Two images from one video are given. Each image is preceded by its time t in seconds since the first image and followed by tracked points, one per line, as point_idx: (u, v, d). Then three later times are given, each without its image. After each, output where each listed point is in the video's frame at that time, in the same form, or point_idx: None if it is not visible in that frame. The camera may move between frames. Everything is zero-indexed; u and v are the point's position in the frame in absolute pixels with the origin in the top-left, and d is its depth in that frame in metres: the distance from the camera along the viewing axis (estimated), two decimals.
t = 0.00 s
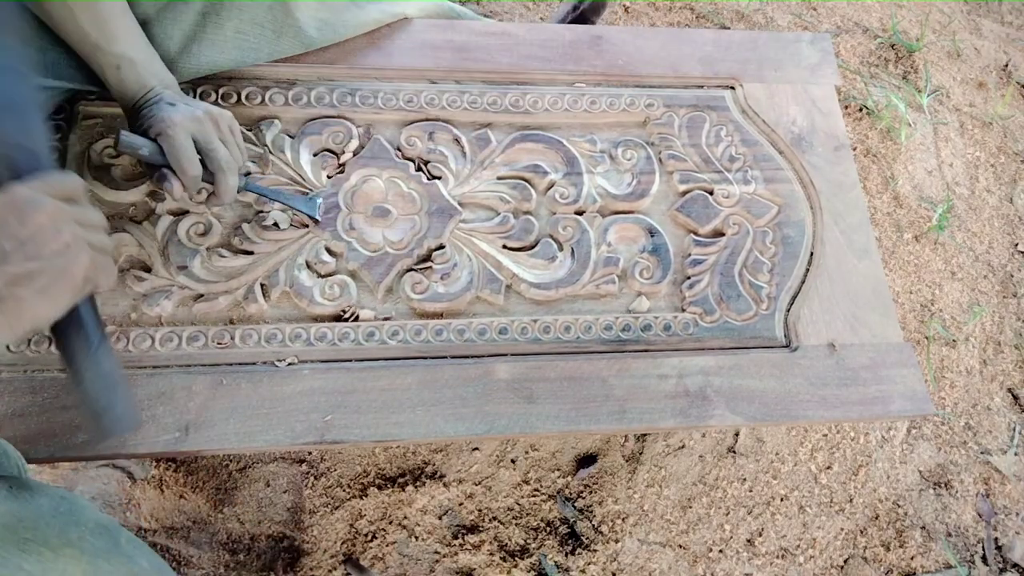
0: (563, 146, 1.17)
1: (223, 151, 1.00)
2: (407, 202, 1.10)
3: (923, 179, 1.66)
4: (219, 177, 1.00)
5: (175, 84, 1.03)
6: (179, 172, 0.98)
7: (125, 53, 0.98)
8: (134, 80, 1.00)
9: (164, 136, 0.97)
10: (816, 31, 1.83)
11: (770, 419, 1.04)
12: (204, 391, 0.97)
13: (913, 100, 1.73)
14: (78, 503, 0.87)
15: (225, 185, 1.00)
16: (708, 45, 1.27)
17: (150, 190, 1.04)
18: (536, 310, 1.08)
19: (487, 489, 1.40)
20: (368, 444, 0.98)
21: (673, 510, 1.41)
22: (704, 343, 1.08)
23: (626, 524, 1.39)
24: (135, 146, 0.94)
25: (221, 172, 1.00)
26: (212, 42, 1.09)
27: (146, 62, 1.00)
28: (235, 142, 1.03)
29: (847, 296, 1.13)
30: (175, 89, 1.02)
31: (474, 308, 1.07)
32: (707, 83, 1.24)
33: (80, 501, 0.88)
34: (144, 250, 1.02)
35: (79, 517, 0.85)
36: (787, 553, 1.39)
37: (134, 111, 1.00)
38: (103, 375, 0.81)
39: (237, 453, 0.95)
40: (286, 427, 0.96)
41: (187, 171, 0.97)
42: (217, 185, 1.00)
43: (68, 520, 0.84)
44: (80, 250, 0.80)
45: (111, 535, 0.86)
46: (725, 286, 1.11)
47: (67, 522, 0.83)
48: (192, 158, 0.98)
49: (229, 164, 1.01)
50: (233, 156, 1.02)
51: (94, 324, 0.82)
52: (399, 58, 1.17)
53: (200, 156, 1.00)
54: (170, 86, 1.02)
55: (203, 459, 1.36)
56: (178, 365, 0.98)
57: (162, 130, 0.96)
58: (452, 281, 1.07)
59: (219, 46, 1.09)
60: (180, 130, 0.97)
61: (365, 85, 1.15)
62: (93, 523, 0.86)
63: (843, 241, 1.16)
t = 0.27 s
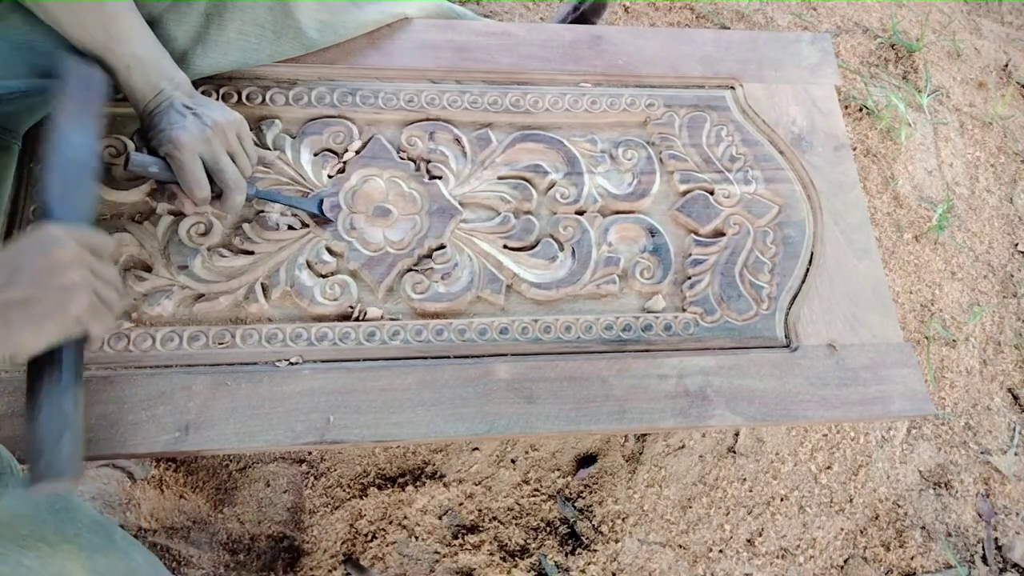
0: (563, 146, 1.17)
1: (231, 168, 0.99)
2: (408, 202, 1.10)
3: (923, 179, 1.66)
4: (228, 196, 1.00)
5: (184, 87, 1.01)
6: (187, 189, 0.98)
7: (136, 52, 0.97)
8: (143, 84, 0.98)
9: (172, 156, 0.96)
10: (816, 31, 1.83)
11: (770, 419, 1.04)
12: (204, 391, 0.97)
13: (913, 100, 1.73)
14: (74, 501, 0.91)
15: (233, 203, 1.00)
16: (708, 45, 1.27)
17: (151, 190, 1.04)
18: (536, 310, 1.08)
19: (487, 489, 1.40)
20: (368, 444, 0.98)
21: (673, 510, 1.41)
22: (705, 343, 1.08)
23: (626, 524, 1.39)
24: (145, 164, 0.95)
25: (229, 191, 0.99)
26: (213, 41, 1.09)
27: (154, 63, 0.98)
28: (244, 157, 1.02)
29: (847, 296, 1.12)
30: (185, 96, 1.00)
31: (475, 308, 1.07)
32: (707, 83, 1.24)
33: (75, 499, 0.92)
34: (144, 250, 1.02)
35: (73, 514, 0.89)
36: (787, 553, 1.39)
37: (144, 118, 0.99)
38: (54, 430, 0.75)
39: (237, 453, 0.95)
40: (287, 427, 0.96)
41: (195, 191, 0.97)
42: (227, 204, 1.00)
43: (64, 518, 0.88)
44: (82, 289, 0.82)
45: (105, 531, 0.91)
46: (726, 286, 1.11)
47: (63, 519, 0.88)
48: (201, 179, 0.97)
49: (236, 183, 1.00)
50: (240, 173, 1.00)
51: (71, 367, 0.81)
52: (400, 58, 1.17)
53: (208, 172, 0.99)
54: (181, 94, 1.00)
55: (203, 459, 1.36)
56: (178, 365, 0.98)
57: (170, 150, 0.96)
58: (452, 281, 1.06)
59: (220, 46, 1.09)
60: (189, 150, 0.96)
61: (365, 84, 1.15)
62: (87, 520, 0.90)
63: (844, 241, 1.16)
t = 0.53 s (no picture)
0: (563, 146, 1.17)
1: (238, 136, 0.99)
2: (408, 202, 1.10)
3: (923, 179, 1.66)
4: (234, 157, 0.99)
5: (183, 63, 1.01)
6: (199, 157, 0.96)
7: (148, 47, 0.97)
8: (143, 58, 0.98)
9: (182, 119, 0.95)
10: (816, 31, 1.83)
11: (770, 419, 1.04)
12: (204, 391, 0.97)
13: (913, 100, 1.73)
14: (74, 499, 0.87)
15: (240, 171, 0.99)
16: (708, 45, 1.27)
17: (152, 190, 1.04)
18: (535, 310, 1.08)
19: (487, 489, 1.40)
20: (368, 444, 0.98)
21: (673, 510, 1.41)
22: (705, 343, 1.08)
23: (626, 524, 1.39)
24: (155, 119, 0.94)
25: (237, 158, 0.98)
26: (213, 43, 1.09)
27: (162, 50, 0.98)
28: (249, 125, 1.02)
29: (847, 296, 1.13)
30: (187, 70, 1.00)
31: (475, 308, 1.07)
32: (707, 83, 1.24)
33: (75, 498, 0.87)
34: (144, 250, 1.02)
35: (75, 510, 0.86)
36: (787, 553, 1.39)
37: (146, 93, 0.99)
38: (131, 393, 0.77)
39: (237, 453, 0.95)
40: (287, 427, 0.96)
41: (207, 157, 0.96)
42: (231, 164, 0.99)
43: (63, 516, 0.84)
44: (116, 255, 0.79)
45: (107, 532, 0.86)
46: (726, 286, 1.11)
47: (63, 517, 0.84)
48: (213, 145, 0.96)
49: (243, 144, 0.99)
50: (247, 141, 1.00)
51: (130, 330, 0.80)
52: (400, 58, 1.17)
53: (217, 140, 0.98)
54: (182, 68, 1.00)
55: (202, 459, 1.36)
56: (178, 365, 0.98)
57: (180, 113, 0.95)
58: (452, 281, 1.06)
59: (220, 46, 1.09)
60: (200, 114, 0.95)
61: (365, 85, 1.15)
62: (87, 520, 0.86)
63: (843, 241, 1.16)
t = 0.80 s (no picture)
0: (563, 146, 1.17)
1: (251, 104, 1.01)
2: (407, 202, 1.10)
3: (923, 179, 1.66)
4: (243, 128, 1.00)
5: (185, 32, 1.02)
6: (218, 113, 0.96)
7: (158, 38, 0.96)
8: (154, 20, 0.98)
9: (204, 76, 0.95)
10: (816, 31, 1.83)
11: (770, 419, 1.04)
12: (204, 391, 0.97)
13: (913, 100, 1.73)
14: (80, 491, 0.88)
15: (248, 137, 1.00)
16: (708, 45, 1.27)
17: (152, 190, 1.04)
18: (535, 310, 1.08)
19: (487, 489, 1.40)
20: (369, 444, 0.98)
21: (673, 510, 1.41)
22: (705, 343, 1.08)
23: (626, 524, 1.39)
24: (169, 77, 0.93)
25: (251, 124, 1.00)
26: (213, 43, 1.09)
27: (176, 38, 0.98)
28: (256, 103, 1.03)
29: (847, 296, 1.12)
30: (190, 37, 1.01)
31: (475, 308, 1.07)
32: (707, 83, 1.24)
33: (80, 491, 0.88)
34: (145, 250, 1.02)
35: (83, 506, 0.87)
36: (787, 553, 1.39)
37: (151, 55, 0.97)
38: (47, 381, 0.73)
39: (237, 454, 0.95)
40: (287, 427, 0.96)
41: (229, 113, 0.96)
42: (240, 135, 1.00)
43: (71, 508, 0.85)
44: (104, 251, 0.81)
45: (113, 526, 0.87)
46: (726, 286, 1.11)
47: (72, 510, 0.85)
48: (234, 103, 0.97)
49: (252, 117, 1.00)
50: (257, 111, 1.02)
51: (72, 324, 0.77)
52: (400, 57, 1.17)
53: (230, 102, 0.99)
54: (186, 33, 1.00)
55: (202, 459, 1.36)
56: (178, 365, 0.98)
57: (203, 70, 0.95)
58: (452, 281, 1.06)
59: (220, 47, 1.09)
60: (223, 73, 0.97)
61: (365, 85, 1.15)
62: (93, 513, 0.87)
63: (844, 241, 1.16)
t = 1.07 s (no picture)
0: (564, 146, 1.17)
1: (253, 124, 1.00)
2: (408, 202, 1.10)
3: (923, 179, 1.66)
4: (244, 149, 1.00)
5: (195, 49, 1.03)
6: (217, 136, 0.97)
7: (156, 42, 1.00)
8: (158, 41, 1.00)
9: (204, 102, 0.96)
10: (816, 31, 1.83)
11: (770, 419, 1.04)
12: (204, 391, 0.97)
13: (913, 100, 1.73)
14: (78, 491, 0.87)
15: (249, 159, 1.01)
16: (708, 44, 1.27)
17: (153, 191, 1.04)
18: (535, 310, 1.08)
19: (487, 489, 1.40)
20: (369, 444, 0.98)
21: (673, 510, 1.41)
22: (705, 343, 1.08)
23: (626, 524, 1.39)
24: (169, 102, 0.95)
25: (250, 146, 1.00)
26: (214, 43, 1.09)
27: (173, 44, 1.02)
28: (263, 118, 1.03)
29: (847, 296, 1.13)
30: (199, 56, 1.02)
31: (475, 308, 1.07)
32: (707, 83, 1.24)
33: (79, 491, 0.88)
34: (145, 251, 1.02)
35: (82, 504, 0.86)
36: (787, 553, 1.39)
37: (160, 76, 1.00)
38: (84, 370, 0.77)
39: (237, 454, 0.95)
40: (287, 427, 0.96)
41: (227, 137, 0.97)
42: (241, 157, 1.00)
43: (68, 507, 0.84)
44: (101, 232, 0.80)
45: (113, 526, 0.87)
46: (726, 286, 1.11)
47: (71, 509, 0.84)
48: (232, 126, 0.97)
49: (255, 137, 1.00)
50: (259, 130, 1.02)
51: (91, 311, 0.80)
52: (400, 57, 1.17)
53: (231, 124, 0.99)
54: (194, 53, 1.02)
55: (202, 459, 1.36)
56: (178, 365, 0.98)
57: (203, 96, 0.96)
58: (452, 281, 1.06)
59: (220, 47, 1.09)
60: (222, 97, 0.97)
61: (365, 85, 1.15)
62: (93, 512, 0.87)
63: (843, 241, 1.16)
